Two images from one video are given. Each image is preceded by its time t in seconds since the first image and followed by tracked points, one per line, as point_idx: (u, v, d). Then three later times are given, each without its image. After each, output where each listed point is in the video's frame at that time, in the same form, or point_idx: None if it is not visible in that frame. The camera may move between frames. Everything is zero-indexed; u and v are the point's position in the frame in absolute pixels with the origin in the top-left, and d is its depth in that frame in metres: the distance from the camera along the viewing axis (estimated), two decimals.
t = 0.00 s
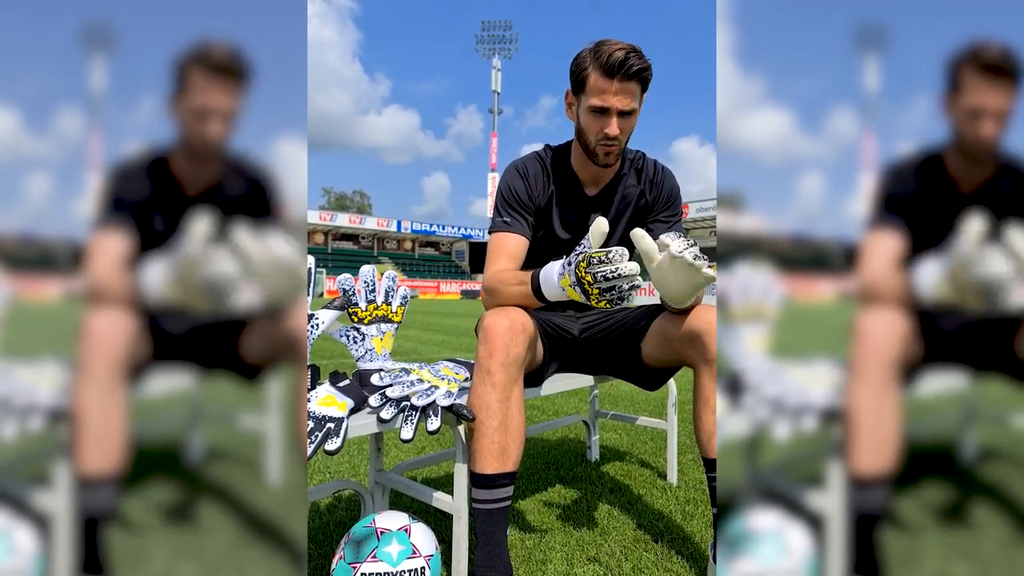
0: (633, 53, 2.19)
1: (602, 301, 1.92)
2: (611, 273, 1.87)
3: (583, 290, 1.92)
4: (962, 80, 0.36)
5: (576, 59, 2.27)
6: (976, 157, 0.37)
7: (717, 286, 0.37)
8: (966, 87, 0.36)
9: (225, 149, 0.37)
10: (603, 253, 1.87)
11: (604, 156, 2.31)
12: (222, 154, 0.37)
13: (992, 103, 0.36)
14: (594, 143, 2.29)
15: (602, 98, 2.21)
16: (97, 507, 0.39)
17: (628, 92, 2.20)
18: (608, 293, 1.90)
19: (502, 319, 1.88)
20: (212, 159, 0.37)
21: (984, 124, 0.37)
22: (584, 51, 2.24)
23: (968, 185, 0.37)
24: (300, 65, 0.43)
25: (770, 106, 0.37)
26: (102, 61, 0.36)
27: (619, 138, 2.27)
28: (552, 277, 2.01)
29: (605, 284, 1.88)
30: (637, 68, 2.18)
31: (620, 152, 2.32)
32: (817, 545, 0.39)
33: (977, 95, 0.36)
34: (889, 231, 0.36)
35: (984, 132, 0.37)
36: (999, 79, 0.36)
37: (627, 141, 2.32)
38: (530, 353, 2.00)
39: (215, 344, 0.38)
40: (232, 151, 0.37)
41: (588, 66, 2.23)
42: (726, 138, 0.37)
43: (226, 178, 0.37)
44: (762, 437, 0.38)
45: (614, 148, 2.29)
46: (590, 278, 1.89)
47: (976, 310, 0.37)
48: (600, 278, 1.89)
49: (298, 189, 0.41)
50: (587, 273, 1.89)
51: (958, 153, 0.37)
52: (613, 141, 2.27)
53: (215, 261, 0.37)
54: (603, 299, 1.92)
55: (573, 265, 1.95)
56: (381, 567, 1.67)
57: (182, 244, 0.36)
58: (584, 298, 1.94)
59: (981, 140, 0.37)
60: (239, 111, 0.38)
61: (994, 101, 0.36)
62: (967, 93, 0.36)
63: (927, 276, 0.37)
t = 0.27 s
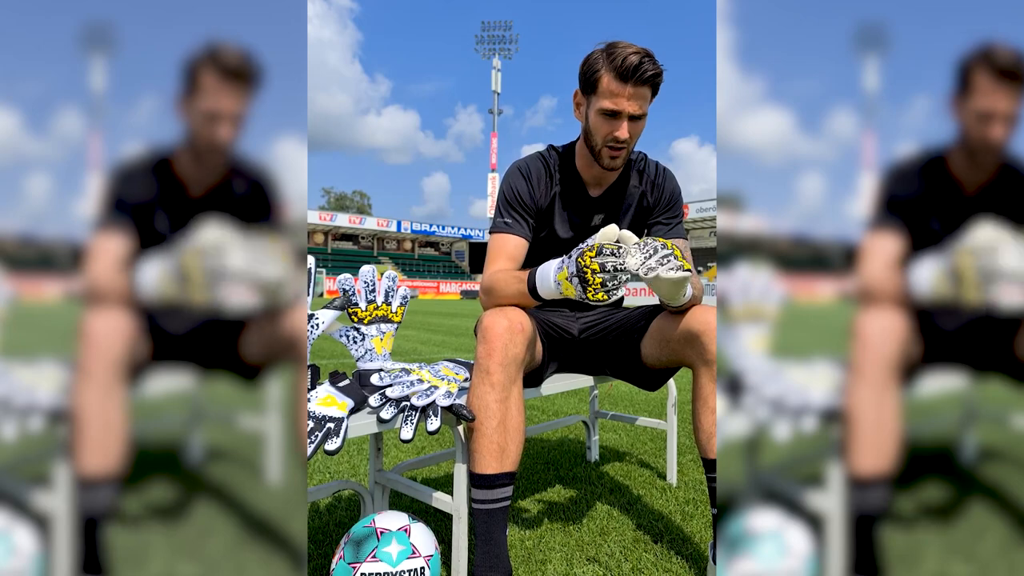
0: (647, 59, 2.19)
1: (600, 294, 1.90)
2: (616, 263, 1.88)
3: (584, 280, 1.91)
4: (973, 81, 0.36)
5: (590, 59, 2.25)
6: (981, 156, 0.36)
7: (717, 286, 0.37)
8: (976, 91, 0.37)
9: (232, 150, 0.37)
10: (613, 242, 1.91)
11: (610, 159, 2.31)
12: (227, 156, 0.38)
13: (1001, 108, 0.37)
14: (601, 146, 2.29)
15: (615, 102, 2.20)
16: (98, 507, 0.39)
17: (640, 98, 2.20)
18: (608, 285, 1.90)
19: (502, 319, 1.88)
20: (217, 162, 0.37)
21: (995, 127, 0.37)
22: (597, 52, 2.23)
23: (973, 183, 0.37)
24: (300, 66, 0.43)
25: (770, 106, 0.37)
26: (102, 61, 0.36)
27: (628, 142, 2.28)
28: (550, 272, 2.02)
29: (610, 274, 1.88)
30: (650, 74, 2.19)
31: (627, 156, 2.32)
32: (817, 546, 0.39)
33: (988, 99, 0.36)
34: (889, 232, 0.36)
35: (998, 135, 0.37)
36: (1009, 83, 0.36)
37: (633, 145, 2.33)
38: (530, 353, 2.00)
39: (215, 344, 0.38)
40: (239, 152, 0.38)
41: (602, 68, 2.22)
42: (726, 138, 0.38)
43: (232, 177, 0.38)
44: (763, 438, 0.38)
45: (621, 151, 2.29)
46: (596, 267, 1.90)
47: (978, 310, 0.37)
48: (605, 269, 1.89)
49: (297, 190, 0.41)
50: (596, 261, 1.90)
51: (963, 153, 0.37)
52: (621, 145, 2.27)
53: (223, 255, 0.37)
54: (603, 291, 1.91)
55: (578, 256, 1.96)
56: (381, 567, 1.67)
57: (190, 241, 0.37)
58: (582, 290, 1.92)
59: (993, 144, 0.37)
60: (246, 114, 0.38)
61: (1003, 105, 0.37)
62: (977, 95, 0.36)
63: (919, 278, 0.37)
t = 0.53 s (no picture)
0: (639, 55, 2.18)
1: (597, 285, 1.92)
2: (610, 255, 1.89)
3: (580, 274, 1.91)
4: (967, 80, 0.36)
5: (583, 59, 2.26)
6: (979, 156, 0.37)
7: (719, 288, 0.37)
8: (969, 89, 0.37)
9: (230, 151, 0.37)
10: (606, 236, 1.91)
11: (606, 157, 2.30)
12: (225, 156, 0.37)
13: (995, 105, 0.37)
14: (596, 144, 2.29)
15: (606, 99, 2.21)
16: (98, 508, 0.39)
17: (632, 94, 2.19)
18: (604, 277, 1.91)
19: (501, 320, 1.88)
20: (216, 160, 0.37)
21: (986, 124, 0.37)
22: (590, 52, 2.24)
23: (973, 183, 0.37)
24: (300, 66, 0.43)
25: (769, 107, 0.37)
26: (101, 62, 0.36)
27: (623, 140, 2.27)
28: (545, 272, 2.01)
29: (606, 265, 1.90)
30: (642, 70, 2.17)
31: (623, 154, 2.31)
32: (817, 547, 0.39)
33: (981, 97, 0.36)
34: (888, 233, 0.36)
35: (989, 133, 0.37)
36: (1001, 80, 0.36)
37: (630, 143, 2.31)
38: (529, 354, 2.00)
39: (212, 345, 0.38)
40: (236, 151, 0.37)
41: (594, 67, 2.23)
42: (726, 139, 0.38)
43: (231, 178, 0.38)
44: (763, 439, 0.37)
45: (616, 149, 2.28)
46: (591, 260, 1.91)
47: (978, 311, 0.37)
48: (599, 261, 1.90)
49: (297, 190, 0.40)
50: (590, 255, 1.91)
51: (961, 156, 0.37)
52: (616, 143, 2.27)
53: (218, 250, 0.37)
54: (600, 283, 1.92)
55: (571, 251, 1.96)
56: (381, 568, 1.67)
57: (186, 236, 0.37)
58: (579, 285, 1.92)
59: (984, 141, 0.37)
60: (243, 113, 0.38)
61: (996, 102, 0.37)
62: (971, 92, 0.36)
63: (919, 281, 0.36)
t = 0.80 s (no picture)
0: (628, 52, 2.19)
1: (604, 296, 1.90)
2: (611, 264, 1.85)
3: (585, 284, 1.90)
4: (956, 78, 0.36)
5: (573, 60, 2.28)
6: (973, 156, 0.37)
7: (717, 287, 0.36)
8: (958, 87, 0.37)
9: (224, 150, 0.37)
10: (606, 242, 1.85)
11: (598, 154, 2.30)
12: (219, 155, 0.37)
13: (986, 101, 0.37)
14: (588, 141, 2.29)
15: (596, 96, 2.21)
16: (97, 508, 0.39)
17: (621, 90, 2.20)
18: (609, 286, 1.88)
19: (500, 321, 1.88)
20: (211, 160, 0.37)
21: (977, 121, 0.37)
22: (580, 52, 2.25)
23: (969, 183, 0.37)
24: (300, 67, 0.43)
25: (769, 107, 0.37)
26: (100, 63, 0.36)
27: (614, 136, 2.27)
28: (548, 278, 2.01)
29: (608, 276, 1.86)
30: (630, 66, 2.18)
31: (616, 151, 2.30)
32: (817, 547, 0.39)
33: (971, 94, 0.36)
34: (886, 234, 0.36)
35: (981, 130, 0.37)
36: (992, 76, 0.36)
37: (623, 140, 2.31)
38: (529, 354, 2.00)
39: (210, 345, 0.38)
40: (230, 150, 0.37)
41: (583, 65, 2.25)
42: (726, 139, 0.37)
43: (225, 178, 0.38)
44: (762, 439, 0.38)
45: (609, 146, 2.28)
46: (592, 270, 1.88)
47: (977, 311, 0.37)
48: (602, 269, 1.87)
49: (297, 190, 0.40)
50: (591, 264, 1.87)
51: (957, 156, 0.37)
52: (608, 139, 2.26)
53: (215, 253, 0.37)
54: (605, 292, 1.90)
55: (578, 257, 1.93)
56: (380, 569, 1.67)
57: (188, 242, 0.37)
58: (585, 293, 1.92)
59: (975, 139, 0.37)
60: (236, 109, 0.38)
61: (987, 99, 0.37)
62: (958, 91, 0.36)
63: (923, 282, 0.37)
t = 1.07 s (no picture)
0: (625, 49, 2.19)
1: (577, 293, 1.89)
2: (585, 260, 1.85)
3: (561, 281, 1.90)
4: (954, 75, 0.36)
5: (571, 58, 2.28)
6: (973, 156, 0.37)
7: (717, 287, 0.36)
8: (957, 84, 0.37)
9: (222, 150, 0.37)
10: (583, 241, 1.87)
11: (596, 152, 2.29)
12: (218, 154, 0.37)
13: (984, 98, 0.37)
14: (586, 139, 2.29)
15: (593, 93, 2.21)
16: (96, 508, 0.39)
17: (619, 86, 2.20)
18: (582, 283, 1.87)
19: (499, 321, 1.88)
20: (209, 159, 0.37)
21: (975, 118, 0.37)
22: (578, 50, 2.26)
23: (970, 183, 0.37)
24: (300, 66, 0.43)
25: (769, 107, 0.37)
26: (100, 63, 0.36)
27: (612, 133, 2.26)
28: (537, 277, 2.02)
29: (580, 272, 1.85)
30: (627, 63, 2.18)
31: (614, 148, 2.29)
32: (817, 547, 0.39)
33: (969, 90, 0.36)
34: (887, 233, 0.36)
35: (977, 127, 0.37)
36: (991, 73, 0.36)
37: (622, 138, 2.30)
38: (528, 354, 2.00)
39: (211, 345, 0.37)
40: (229, 150, 0.37)
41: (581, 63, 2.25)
42: (726, 139, 0.37)
43: (224, 179, 0.37)
44: (762, 439, 0.37)
45: (607, 143, 2.27)
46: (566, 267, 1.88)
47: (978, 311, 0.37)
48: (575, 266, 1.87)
49: (297, 190, 0.40)
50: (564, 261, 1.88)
51: (956, 155, 0.37)
52: (605, 136, 2.26)
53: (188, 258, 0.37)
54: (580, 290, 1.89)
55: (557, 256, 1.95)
56: (381, 569, 1.67)
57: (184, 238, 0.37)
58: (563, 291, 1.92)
59: (972, 137, 0.37)
60: (234, 106, 0.37)
61: (985, 96, 0.37)
62: (957, 88, 0.36)
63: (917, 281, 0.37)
